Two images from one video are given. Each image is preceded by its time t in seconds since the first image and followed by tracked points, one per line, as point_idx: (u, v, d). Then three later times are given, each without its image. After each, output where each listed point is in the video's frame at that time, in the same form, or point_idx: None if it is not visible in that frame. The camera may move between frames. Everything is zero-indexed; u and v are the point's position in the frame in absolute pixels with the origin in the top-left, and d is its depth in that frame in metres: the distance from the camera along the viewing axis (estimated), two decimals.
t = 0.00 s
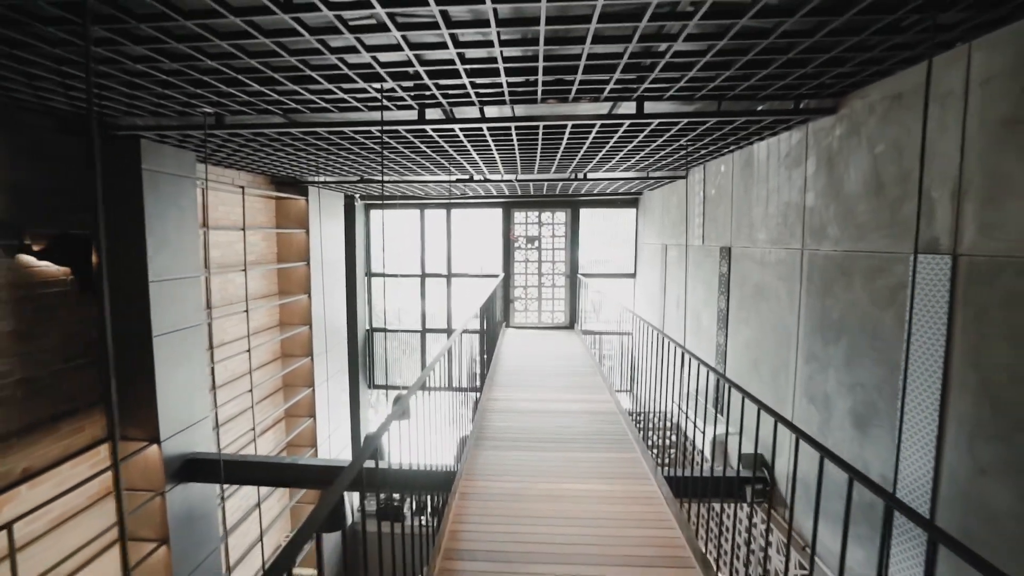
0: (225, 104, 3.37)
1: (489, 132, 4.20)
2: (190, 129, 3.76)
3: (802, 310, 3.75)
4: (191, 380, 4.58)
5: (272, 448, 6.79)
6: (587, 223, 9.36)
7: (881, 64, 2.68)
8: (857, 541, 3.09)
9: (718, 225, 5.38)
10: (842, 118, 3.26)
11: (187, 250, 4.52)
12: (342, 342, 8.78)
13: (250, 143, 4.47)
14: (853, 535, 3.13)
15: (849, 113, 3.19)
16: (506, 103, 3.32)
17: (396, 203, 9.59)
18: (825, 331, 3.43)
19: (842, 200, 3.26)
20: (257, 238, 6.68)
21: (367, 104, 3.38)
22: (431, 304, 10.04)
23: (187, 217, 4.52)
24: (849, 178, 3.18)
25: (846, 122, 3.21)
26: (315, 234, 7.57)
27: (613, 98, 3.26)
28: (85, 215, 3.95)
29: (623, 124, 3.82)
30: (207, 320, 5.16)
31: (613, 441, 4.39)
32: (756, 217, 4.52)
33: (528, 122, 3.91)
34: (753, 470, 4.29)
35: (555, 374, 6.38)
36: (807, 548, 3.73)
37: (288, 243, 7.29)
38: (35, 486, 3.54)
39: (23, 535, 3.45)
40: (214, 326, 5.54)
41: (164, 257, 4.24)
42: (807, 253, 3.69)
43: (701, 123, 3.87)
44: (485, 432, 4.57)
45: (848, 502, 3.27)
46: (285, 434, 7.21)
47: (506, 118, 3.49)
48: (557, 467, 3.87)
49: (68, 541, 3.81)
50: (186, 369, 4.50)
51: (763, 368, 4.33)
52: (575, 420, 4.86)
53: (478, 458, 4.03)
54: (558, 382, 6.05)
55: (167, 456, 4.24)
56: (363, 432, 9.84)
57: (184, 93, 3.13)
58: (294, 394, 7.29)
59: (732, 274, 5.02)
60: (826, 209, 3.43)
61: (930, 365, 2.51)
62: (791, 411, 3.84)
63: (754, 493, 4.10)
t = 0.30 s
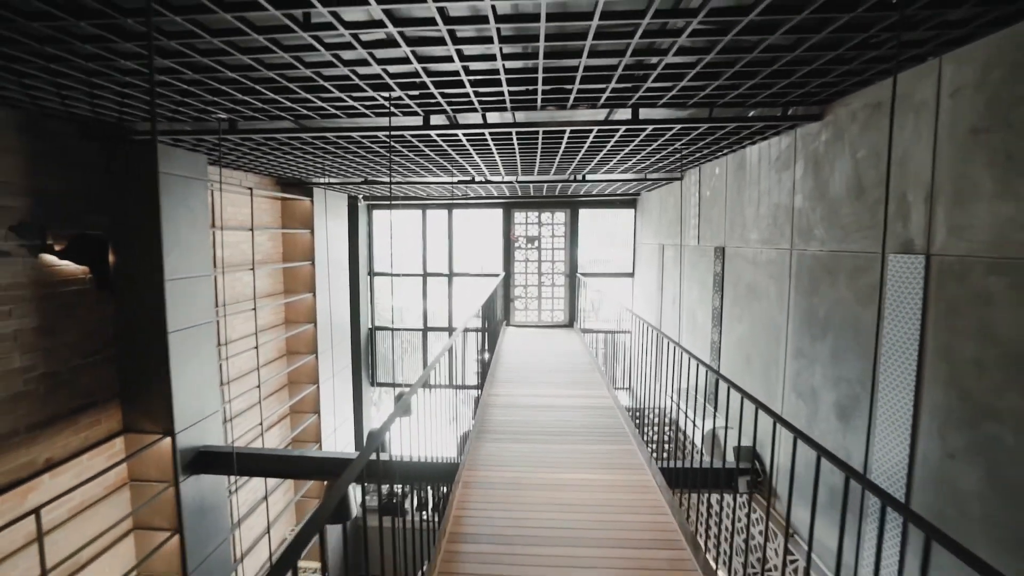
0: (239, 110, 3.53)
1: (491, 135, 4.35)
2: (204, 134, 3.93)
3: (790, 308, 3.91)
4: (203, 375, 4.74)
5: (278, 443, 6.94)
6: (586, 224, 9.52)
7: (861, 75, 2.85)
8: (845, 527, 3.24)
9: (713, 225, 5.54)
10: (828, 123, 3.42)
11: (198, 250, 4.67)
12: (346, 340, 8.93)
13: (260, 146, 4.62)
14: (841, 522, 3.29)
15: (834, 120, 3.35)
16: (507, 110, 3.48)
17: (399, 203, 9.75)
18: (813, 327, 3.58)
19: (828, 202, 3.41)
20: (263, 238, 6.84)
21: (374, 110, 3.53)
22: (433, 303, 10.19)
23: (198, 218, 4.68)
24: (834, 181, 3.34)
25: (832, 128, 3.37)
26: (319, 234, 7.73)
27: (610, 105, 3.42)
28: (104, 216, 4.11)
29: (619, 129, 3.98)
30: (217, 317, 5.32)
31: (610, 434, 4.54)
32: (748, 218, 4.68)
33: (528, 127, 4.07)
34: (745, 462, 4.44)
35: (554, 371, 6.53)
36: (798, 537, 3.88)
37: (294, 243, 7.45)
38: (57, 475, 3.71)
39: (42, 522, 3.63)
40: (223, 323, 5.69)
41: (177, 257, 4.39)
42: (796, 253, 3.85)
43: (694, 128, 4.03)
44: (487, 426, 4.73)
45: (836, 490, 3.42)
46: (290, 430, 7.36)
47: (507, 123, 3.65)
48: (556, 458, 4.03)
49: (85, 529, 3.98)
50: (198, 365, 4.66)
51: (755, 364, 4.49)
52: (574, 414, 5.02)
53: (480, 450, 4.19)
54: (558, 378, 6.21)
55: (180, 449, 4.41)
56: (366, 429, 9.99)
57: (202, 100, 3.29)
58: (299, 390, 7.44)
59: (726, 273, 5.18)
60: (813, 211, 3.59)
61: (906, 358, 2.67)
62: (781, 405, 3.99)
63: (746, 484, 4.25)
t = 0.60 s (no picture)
0: (250, 115, 3.68)
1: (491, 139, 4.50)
2: (215, 137, 4.07)
3: (780, 306, 4.06)
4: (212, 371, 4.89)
5: (284, 438, 7.10)
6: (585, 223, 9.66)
7: (844, 83, 2.99)
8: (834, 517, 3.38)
9: (708, 226, 5.68)
10: (815, 128, 3.56)
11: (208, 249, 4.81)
12: (349, 338, 9.08)
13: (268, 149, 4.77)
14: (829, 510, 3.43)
15: (820, 125, 3.50)
16: (508, 115, 3.63)
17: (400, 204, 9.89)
18: (802, 324, 3.73)
19: (816, 204, 3.56)
20: (269, 238, 6.98)
21: (380, 115, 3.68)
22: (434, 301, 10.34)
23: (208, 217, 4.82)
24: (821, 184, 3.49)
25: (819, 133, 3.52)
26: (324, 234, 7.88)
27: (606, 112, 3.58)
28: (116, 216, 4.25)
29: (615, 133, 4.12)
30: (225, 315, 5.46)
31: (607, 428, 4.68)
32: (741, 218, 4.82)
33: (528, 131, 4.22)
34: (738, 454, 4.57)
35: (553, 368, 6.67)
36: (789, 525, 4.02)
37: (298, 243, 7.59)
38: (75, 466, 3.85)
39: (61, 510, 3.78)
40: (231, 321, 5.85)
41: (188, 257, 4.54)
42: (785, 253, 4.00)
43: (688, 133, 4.18)
44: (488, 420, 4.88)
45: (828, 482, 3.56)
46: (294, 425, 7.51)
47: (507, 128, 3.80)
48: (554, 449, 4.19)
49: (101, 519, 4.12)
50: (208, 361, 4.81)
51: (747, 360, 4.63)
52: (572, 409, 5.17)
53: (481, 443, 4.34)
54: (557, 375, 6.36)
55: (192, 443, 4.56)
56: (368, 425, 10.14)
57: (216, 107, 3.43)
58: (303, 387, 7.59)
59: (720, 272, 5.33)
60: (802, 212, 3.74)
61: (886, 353, 2.81)
62: (771, 399, 4.14)
63: (738, 475, 4.38)
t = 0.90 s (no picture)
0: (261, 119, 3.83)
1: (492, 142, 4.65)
2: (225, 141, 4.21)
3: (771, 304, 4.19)
4: (220, 367, 5.03)
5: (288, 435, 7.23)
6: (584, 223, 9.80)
7: (828, 91, 3.13)
8: (822, 507, 3.53)
9: (703, 226, 5.82)
10: (803, 133, 3.70)
11: (216, 249, 4.95)
12: (351, 337, 9.21)
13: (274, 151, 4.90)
14: (818, 500, 3.56)
15: (808, 130, 3.64)
16: (508, 119, 3.78)
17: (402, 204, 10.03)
18: (791, 321, 3.86)
19: (804, 205, 3.70)
20: (274, 237, 7.12)
21: (385, 119, 3.82)
22: (435, 301, 10.47)
23: (217, 218, 4.96)
24: (809, 186, 3.63)
25: (807, 137, 3.66)
26: (327, 234, 8.02)
27: (602, 117, 3.72)
28: (128, 216, 4.40)
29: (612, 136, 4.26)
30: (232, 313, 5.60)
31: (604, 422, 4.81)
32: (735, 219, 4.96)
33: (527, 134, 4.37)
34: (732, 448, 4.65)
35: (553, 366, 6.80)
36: (778, 515, 4.16)
37: (302, 242, 7.73)
38: (91, 458, 3.98)
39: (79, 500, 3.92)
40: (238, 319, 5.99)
41: (198, 257, 4.67)
42: (775, 252, 4.13)
43: (682, 136, 4.32)
44: (488, 415, 5.02)
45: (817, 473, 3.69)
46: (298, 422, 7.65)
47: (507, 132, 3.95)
48: (553, 442, 4.33)
49: (116, 510, 4.26)
50: (216, 357, 4.95)
51: (740, 357, 4.77)
52: (571, 404, 5.31)
53: (482, 436, 4.48)
54: (556, 372, 6.50)
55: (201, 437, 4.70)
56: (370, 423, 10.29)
57: (228, 112, 3.58)
58: (307, 384, 7.73)
59: (714, 271, 5.47)
60: (791, 213, 3.88)
61: (868, 348, 2.95)
62: (763, 395, 4.27)
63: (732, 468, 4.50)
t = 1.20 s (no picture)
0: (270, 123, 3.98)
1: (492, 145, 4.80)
2: (235, 144, 4.36)
3: (761, 301, 4.34)
4: (227, 363, 5.18)
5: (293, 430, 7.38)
6: (582, 224, 9.96)
7: (812, 98, 3.29)
8: (809, 497, 3.67)
9: (698, 226, 5.97)
10: (791, 137, 3.85)
11: (223, 249, 5.09)
12: (353, 335, 9.36)
13: (281, 153, 5.05)
14: (808, 490, 3.69)
15: (795, 134, 3.79)
16: (507, 124, 3.94)
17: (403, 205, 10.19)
18: (780, 318, 4.01)
19: (791, 207, 3.86)
20: (279, 237, 7.27)
21: (389, 123, 3.98)
22: (436, 300, 10.63)
23: (224, 219, 5.10)
24: (796, 188, 3.78)
25: (794, 141, 3.81)
26: (330, 234, 8.18)
27: (598, 121, 3.88)
28: (139, 217, 4.55)
29: (608, 140, 4.41)
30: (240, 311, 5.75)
31: (601, 417, 4.97)
32: (727, 219, 5.12)
33: (525, 137, 4.52)
34: (723, 442, 4.78)
35: (551, 363, 6.95)
36: (768, 505, 4.30)
37: (305, 242, 7.88)
38: (106, 449, 4.14)
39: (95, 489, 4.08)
40: (244, 317, 6.13)
41: (206, 255, 4.82)
42: (765, 252, 4.29)
43: (675, 140, 4.47)
44: (489, 410, 5.17)
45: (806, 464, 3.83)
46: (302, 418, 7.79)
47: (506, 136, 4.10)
48: (552, 435, 4.49)
49: (129, 500, 4.41)
50: (224, 354, 5.11)
51: (732, 353, 4.92)
52: (569, 400, 5.47)
53: (483, 429, 4.64)
54: (555, 368, 6.66)
55: (208, 431, 4.86)
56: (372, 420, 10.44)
57: (239, 116, 3.73)
58: (311, 381, 7.88)
59: (708, 270, 5.62)
60: (779, 214, 4.03)
61: (850, 342, 3.10)
62: (754, 389, 4.41)
63: (725, 461, 4.61)
